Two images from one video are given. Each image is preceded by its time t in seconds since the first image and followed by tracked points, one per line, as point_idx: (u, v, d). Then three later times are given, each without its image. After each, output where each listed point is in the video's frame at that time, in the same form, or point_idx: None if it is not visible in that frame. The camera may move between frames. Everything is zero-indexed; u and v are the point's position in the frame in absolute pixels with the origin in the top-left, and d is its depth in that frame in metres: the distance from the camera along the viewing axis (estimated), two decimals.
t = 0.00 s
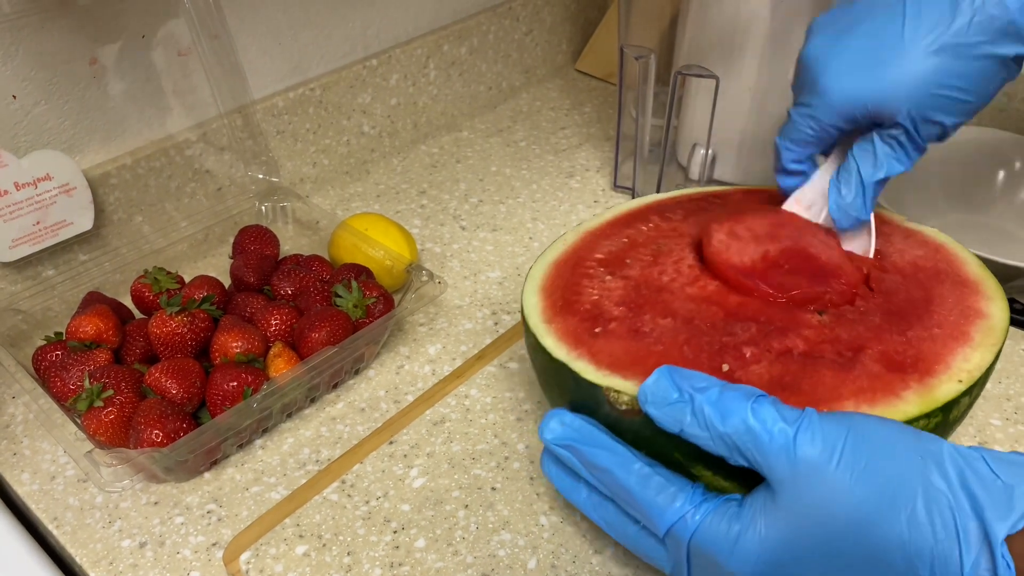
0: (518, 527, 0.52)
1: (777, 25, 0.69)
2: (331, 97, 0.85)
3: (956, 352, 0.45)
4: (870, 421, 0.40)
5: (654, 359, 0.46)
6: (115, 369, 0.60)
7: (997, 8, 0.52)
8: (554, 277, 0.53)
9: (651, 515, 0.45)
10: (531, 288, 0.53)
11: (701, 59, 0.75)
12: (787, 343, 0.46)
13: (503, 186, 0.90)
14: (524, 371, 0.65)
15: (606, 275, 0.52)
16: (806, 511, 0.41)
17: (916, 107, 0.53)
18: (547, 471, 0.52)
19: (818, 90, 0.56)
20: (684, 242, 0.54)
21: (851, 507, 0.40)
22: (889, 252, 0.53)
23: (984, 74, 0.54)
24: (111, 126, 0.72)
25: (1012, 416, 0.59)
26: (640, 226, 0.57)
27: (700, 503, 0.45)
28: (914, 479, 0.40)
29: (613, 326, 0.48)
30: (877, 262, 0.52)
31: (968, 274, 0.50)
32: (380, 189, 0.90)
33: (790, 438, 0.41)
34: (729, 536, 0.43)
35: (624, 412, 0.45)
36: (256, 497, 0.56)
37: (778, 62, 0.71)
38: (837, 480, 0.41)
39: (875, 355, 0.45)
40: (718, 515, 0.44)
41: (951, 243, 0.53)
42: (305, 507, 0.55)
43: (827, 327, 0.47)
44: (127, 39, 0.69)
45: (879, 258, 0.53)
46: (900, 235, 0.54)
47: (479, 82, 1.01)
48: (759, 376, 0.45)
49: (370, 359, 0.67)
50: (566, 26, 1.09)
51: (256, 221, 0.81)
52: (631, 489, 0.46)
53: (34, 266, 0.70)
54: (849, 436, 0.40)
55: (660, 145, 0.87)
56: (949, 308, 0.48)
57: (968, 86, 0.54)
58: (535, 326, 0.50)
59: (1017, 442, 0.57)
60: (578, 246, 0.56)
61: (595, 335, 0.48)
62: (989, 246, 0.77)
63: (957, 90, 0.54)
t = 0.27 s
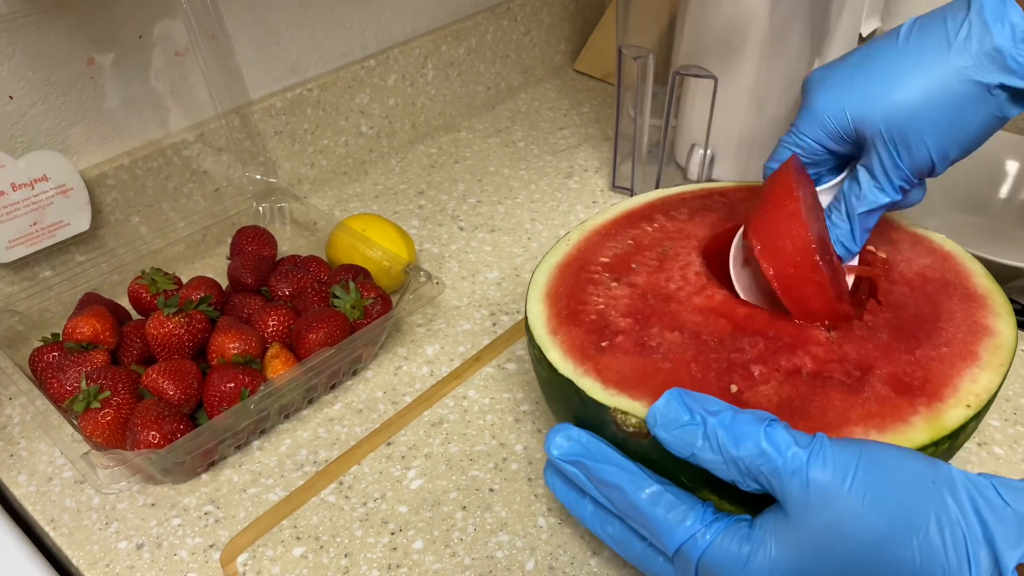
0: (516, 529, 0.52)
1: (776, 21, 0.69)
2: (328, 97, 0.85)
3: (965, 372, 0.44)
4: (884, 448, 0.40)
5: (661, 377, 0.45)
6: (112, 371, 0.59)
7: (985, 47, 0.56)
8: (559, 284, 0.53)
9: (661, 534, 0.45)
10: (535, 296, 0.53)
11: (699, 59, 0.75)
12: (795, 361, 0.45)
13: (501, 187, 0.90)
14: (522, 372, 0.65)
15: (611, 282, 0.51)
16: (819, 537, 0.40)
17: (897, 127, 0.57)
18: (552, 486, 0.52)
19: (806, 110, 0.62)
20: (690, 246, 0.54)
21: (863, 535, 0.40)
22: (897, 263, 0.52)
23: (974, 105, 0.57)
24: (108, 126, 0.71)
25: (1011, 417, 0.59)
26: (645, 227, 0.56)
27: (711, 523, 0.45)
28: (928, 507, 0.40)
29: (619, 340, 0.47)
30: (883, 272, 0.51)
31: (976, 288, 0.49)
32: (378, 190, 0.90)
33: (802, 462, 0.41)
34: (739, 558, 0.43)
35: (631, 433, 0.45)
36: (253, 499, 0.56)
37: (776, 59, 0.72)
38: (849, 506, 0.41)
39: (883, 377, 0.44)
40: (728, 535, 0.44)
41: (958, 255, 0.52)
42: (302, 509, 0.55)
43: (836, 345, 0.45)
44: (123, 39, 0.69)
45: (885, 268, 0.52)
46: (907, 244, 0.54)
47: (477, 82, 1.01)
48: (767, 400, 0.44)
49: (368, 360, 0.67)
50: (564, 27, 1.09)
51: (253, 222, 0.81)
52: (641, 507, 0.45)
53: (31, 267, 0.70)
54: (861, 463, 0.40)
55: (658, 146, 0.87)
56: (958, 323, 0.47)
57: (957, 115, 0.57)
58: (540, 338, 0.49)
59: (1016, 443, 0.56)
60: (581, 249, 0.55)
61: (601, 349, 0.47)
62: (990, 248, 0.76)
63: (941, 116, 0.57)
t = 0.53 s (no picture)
0: (516, 528, 0.52)
1: (775, 15, 0.69)
2: (327, 96, 0.85)
3: (965, 368, 0.44)
4: (881, 436, 0.40)
5: (662, 365, 0.45)
6: (111, 371, 0.59)
7: None
8: (560, 274, 0.53)
9: (654, 522, 0.45)
10: (537, 284, 0.52)
11: (699, 57, 0.75)
12: (795, 353, 0.45)
13: (500, 186, 0.90)
14: (522, 372, 0.65)
15: (613, 275, 0.52)
16: (812, 525, 0.40)
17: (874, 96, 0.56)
18: (550, 475, 0.52)
19: (796, 120, 0.62)
20: (692, 242, 0.54)
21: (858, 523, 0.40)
22: (899, 261, 0.52)
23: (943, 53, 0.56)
24: (106, 126, 0.71)
25: (1011, 415, 0.59)
26: (648, 222, 0.56)
27: (704, 511, 0.45)
28: (924, 496, 0.40)
29: (620, 330, 0.47)
30: (884, 272, 0.51)
31: (976, 287, 0.49)
32: (377, 189, 0.90)
33: (797, 452, 0.41)
34: (733, 546, 0.43)
35: (629, 420, 0.44)
36: (253, 499, 0.56)
37: (774, 55, 0.71)
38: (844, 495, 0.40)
39: (883, 370, 0.44)
40: (723, 523, 0.44)
41: (959, 255, 0.52)
42: (302, 509, 0.55)
43: (836, 339, 0.46)
44: (121, 38, 0.69)
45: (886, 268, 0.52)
46: (908, 243, 0.54)
47: (476, 82, 1.01)
48: (767, 388, 0.44)
49: (367, 359, 0.67)
50: (563, 26, 1.08)
51: (252, 221, 0.81)
52: (635, 495, 0.45)
53: (30, 267, 0.70)
54: (859, 451, 0.40)
55: (657, 145, 0.87)
56: (959, 321, 0.47)
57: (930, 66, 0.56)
58: (541, 325, 0.49)
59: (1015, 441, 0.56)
60: (584, 242, 0.55)
61: (601, 338, 0.47)
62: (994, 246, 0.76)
63: (915, 71, 0.56)
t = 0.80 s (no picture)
0: (513, 530, 0.52)
1: (774, 14, 0.69)
2: (325, 97, 0.84)
3: (963, 382, 0.44)
4: (877, 460, 0.40)
5: (657, 375, 0.45)
6: (107, 373, 0.59)
7: (956, 12, 0.59)
8: (558, 278, 0.53)
9: (644, 532, 0.45)
10: (535, 288, 0.52)
11: (696, 58, 0.75)
12: (791, 364, 0.45)
13: (498, 187, 0.90)
14: (519, 373, 0.65)
15: (611, 279, 0.51)
16: (802, 545, 0.40)
17: (884, 100, 0.59)
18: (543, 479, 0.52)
19: (805, 112, 0.65)
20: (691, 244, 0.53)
21: (847, 544, 0.40)
22: (900, 268, 0.52)
23: (958, 66, 0.58)
24: (102, 127, 0.71)
25: (1008, 416, 0.59)
26: (648, 224, 0.56)
27: (695, 523, 0.45)
28: (916, 522, 0.40)
29: (616, 338, 0.47)
30: (886, 277, 0.51)
31: (978, 296, 0.49)
32: (375, 190, 0.90)
33: (789, 472, 0.41)
34: (722, 558, 0.43)
35: (624, 431, 0.44)
36: (250, 501, 0.56)
37: (772, 55, 0.71)
38: (835, 517, 0.40)
39: (880, 383, 0.43)
40: (713, 536, 0.44)
41: (962, 262, 0.52)
42: (299, 511, 0.55)
43: (834, 349, 0.45)
44: (118, 40, 0.68)
45: (888, 273, 0.52)
46: (911, 247, 0.54)
47: (474, 82, 1.01)
48: (761, 402, 0.44)
49: (365, 361, 0.67)
50: (561, 26, 1.08)
51: (250, 222, 0.81)
52: (626, 504, 0.45)
53: (27, 269, 0.70)
54: (852, 474, 0.40)
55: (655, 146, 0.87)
56: (958, 331, 0.47)
57: (943, 78, 0.58)
58: (537, 332, 0.49)
59: (1012, 441, 0.56)
60: (584, 243, 0.55)
61: (597, 345, 0.47)
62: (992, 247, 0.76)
63: (929, 83, 0.58)
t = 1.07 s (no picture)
0: (510, 531, 0.52)
1: (771, 13, 0.69)
2: (321, 96, 0.84)
3: (965, 387, 0.44)
4: (881, 463, 0.40)
5: (659, 379, 0.44)
6: (102, 373, 0.59)
7: (968, 45, 0.56)
8: (559, 278, 0.52)
9: (647, 529, 0.45)
10: (535, 289, 0.52)
11: (693, 56, 0.74)
12: (794, 368, 0.44)
13: (495, 185, 0.90)
14: (516, 372, 0.65)
15: (612, 279, 0.51)
16: (807, 545, 0.40)
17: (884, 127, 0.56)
18: (543, 478, 0.51)
19: (800, 123, 0.62)
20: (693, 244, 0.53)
21: (853, 548, 0.40)
22: (903, 272, 0.52)
23: (960, 106, 0.56)
24: (97, 127, 0.71)
25: (1006, 415, 0.58)
26: (649, 223, 0.55)
27: (698, 519, 0.45)
28: (922, 526, 0.40)
29: (617, 340, 0.47)
30: (888, 281, 0.51)
31: (980, 299, 0.49)
32: (371, 189, 0.90)
33: (794, 473, 0.41)
34: (725, 556, 0.43)
35: (625, 436, 0.44)
36: (246, 501, 0.56)
37: (770, 53, 0.71)
38: (841, 518, 0.40)
39: (883, 389, 0.43)
40: (716, 533, 0.44)
41: (964, 265, 0.52)
42: (295, 511, 0.55)
43: (836, 354, 0.45)
44: (112, 38, 0.68)
45: (890, 276, 0.52)
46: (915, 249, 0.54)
47: (471, 80, 1.00)
48: (765, 408, 0.44)
49: (361, 360, 0.66)
50: (558, 24, 1.08)
51: (246, 222, 0.81)
52: (629, 500, 0.45)
53: (21, 269, 0.69)
54: (858, 476, 0.40)
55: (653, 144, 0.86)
56: (960, 336, 0.47)
57: (944, 115, 0.56)
58: (537, 333, 0.48)
59: (1010, 439, 0.56)
60: (585, 242, 0.54)
61: (598, 348, 0.46)
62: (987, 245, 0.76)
63: (931, 113, 0.56)
